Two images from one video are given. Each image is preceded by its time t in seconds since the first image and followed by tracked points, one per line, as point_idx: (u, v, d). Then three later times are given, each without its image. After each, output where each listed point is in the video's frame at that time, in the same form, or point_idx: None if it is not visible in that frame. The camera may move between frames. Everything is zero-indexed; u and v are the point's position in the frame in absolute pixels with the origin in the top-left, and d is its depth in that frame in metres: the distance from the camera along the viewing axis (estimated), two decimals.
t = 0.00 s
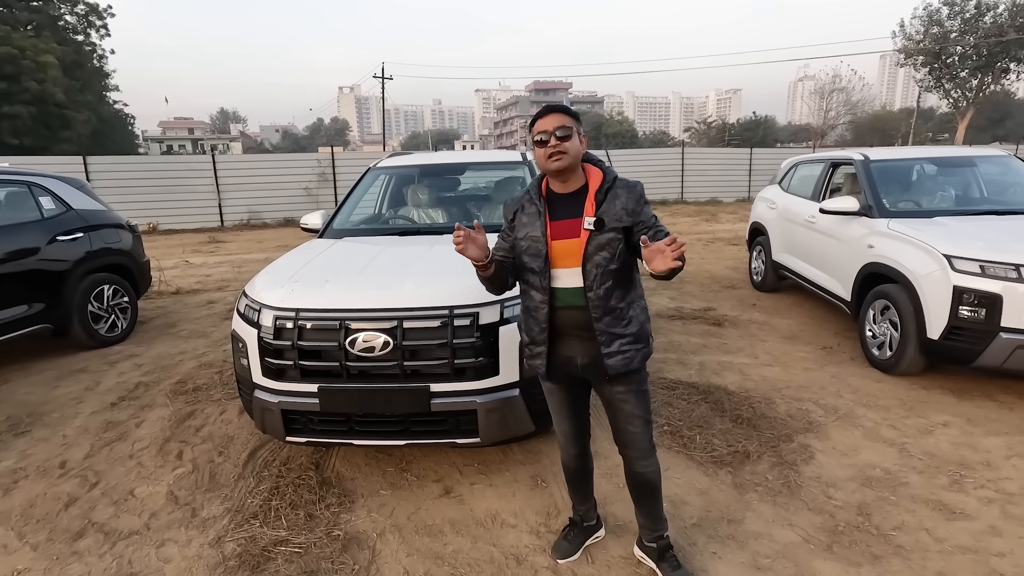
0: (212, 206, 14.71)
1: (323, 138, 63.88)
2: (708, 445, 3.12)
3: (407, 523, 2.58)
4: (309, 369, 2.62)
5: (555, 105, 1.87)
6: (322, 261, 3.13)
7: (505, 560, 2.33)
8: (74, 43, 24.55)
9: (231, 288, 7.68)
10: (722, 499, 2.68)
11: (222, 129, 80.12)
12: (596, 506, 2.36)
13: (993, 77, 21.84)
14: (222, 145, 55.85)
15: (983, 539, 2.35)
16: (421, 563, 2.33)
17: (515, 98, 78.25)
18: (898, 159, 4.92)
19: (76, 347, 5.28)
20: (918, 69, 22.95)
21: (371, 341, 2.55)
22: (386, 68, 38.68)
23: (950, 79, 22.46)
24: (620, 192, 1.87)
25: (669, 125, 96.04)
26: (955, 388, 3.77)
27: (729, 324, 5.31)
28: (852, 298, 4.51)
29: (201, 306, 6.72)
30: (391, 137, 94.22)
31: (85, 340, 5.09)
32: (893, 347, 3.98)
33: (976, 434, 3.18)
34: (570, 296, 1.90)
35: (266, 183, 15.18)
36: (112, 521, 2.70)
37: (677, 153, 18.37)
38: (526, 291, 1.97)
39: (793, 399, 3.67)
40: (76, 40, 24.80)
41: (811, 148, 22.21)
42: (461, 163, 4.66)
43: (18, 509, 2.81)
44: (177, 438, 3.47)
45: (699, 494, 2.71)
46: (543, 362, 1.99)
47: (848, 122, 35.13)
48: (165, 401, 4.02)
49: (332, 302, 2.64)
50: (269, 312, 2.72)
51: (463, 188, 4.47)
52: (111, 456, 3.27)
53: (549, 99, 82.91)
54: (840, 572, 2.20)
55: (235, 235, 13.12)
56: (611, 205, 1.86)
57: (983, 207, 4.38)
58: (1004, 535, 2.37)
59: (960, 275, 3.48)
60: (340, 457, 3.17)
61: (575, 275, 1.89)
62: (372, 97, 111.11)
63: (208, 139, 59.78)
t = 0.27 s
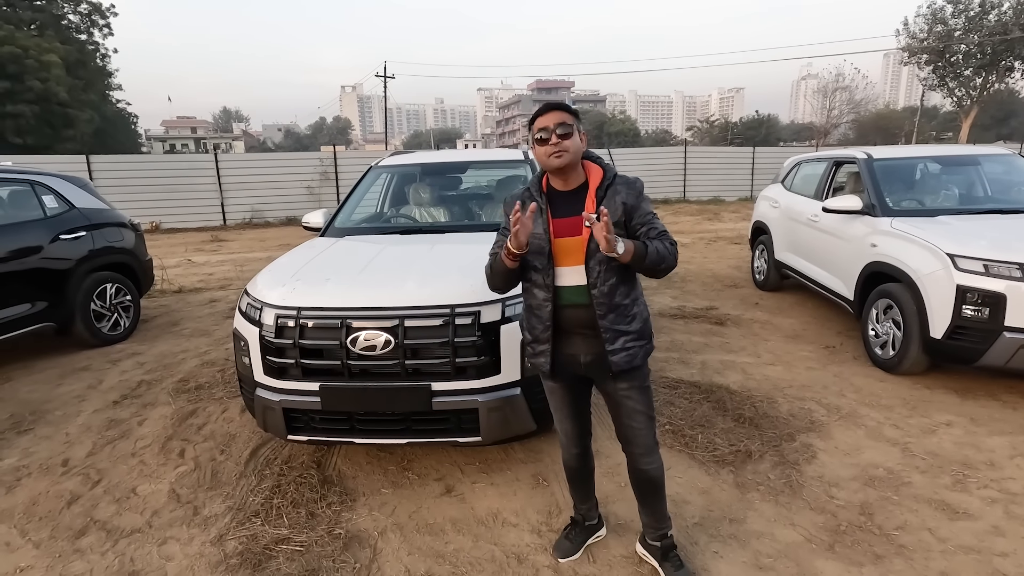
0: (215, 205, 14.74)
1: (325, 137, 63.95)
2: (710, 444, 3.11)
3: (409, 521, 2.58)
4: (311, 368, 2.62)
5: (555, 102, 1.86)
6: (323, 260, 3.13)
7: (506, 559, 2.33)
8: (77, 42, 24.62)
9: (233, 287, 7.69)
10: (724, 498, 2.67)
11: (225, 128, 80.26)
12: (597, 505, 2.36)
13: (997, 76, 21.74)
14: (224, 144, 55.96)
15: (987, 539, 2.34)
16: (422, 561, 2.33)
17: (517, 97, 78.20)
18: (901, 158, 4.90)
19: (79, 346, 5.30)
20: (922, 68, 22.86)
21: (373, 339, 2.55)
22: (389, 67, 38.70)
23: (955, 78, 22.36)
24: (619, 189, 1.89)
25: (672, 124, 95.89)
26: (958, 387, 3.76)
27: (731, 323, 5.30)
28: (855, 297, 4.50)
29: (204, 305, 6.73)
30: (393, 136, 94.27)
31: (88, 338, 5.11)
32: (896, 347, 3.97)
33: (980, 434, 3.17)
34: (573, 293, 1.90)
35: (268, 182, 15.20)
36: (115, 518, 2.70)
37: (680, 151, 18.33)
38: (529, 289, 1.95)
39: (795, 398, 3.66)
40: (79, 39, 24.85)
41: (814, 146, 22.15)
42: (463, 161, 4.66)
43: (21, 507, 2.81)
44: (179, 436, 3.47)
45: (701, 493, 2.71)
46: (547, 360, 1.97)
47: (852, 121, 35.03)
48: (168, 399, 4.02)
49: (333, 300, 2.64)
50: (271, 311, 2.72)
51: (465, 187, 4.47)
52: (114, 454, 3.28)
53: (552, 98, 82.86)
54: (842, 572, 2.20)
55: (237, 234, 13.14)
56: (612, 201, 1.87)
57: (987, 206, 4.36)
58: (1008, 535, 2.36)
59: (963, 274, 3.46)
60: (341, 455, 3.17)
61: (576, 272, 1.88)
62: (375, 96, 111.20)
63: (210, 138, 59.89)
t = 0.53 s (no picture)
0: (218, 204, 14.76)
1: (327, 137, 64.03)
2: (712, 444, 3.10)
3: (410, 521, 2.58)
4: (312, 367, 2.62)
5: (553, 108, 1.85)
6: (325, 259, 3.13)
7: (507, 559, 2.33)
8: (80, 42, 24.69)
9: (236, 285, 7.71)
10: (726, 498, 2.66)
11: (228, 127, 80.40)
12: (598, 504, 2.35)
13: (1002, 74, 21.65)
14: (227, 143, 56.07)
15: (990, 540, 2.33)
16: (423, 561, 2.33)
17: (519, 96, 78.17)
18: (905, 157, 4.88)
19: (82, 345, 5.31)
20: (926, 66, 22.77)
21: (374, 339, 2.55)
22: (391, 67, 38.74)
23: (959, 76, 22.27)
24: (618, 192, 1.87)
25: (674, 123, 95.74)
26: (961, 387, 3.74)
27: (733, 323, 5.29)
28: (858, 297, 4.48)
29: (206, 303, 6.74)
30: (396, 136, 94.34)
31: (91, 337, 5.12)
32: (899, 346, 3.95)
33: (983, 434, 3.16)
34: (572, 295, 1.89)
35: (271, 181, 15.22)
36: (116, 517, 2.71)
37: (682, 150, 18.30)
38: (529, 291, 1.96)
39: (797, 398, 3.65)
40: (82, 39, 24.92)
41: (817, 145, 22.09)
42: (465, 160, 4.65)
43: (24, 505, 2.82)
44: (181, 435, 3.48)
45: (703, 493, 2.70)
46: (547, 361, 1.97)
47: (855, 120, 34.92)
48: (170, 398, 4.03)
49: (335, 300, 2.64)
50: (272, 310, 2.73)
51: (467, 186, 4.47)
52: (116, 453, 3.29)
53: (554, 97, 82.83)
54: (845, 573, 2.19)
55: (240, 233, 13.16)
56: (610, 205, 1.86)
57: (991, 205, 4.34)
58: (1011, 536, 2.34)
59: (967, 274, 3.45)
60: (343, 454, 3.17)
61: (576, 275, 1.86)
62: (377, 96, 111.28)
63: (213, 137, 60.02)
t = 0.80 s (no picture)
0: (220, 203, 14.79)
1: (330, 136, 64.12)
2: (713, 443, 3.10)
3: (410, 519, 2.58)
4: (313, 365, 2.63)
5: (551, 107, 1.84)
6: (326, 258, 3.13)
7: (508, 558, 2.33)
8: (83, 41, 24.77)
9: (238, 284, 7.72)
10: (727, 497, 2.66)
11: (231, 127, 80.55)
12: (599, 503, 2.35)
13: (1006, 73, 21.56)
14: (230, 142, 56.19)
15: (992, 540, 2.32)
16: (424, 559, 2.33)
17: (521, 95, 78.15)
18: (907, 156, 4.87)
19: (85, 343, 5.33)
20: (929, 65, 22.69)
21: (375, 337, 2.55)
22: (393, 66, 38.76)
23: (963, 75, 22.19)
24: (616, 191, 1.87)
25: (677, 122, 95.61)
26: (964, 387, 3.73)
27: (735, 322, 5.28)
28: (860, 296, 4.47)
29: (208, 302, 6.76)
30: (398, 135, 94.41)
31: (94, 336, 5.13)
32: (901, 346, 3.94)
33: (985, 434, 3.15)
34: (570, 295, 1.89)
35: (273, 180, 15.24)
36: (118, 515, 2.71)
37: (685, 149, 18.27)
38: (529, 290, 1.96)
39: (799, 397, 3.64)
40: (85, 38, 24.98)
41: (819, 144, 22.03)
42: (466, 159, 4.65)
43: (26, 503, 2.83)
44: (183, 433, 3.48)
45: (704, 492, 2.70)
46: (545, 360, 1.97)
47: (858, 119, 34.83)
48: (172, 397, 4.04)
49: (336, 298, 2.64)
50: (273, 309, 2.73)
51: (468, 185, 4.47)
52: (118, 451, 3.30)
53: (556, 96, 82.80)
54: (846, 572, 2.18)
55: (242, 232, 13.18)
56: (608, 205, 1.85)
57: (994, 204, 4.33)
58: (1013, 536, 2.34)
59: (970, 273, 3.43)
60: (344, 453, 3.18)
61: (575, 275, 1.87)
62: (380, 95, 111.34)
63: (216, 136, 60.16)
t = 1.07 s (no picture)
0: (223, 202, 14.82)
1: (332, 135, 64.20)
2: (715, 443, 3.10)
3: (412, 518, 2.59)
4: (315, 364, 2.63)
5: (550, 107, 1.84)
6: (328, 257, 3.14)
7: (509, 556, 2.33)
8: (87, 41, 24.84)
9: (240, 283, 7.74)
10: (728, 497, 2.66)
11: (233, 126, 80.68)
12: (600, 503, 2.35)
13: (1010, 71, 21.49)
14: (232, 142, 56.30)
15: (994, 540, 2.32)
16: (425, 558, 2.34)
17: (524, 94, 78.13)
18: (910, 155, 4.85)
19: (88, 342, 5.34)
20: (933, 63, 22.62)
21: (377, 336, 2.55)
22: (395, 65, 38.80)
23: (967, 74, 22.12)
24: (617, 190, 1.86)
25: (679, 121, 95.49)
26: (966, 387, 3.73)
27: (737, 321, 5.28)
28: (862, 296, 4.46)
29: (211, 301, 6.77)
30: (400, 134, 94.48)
31: (97, 334, 5.15)
32: (904, 345, 3.93)
33: (988, 434, 3.14)
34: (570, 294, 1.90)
35: (276, 179, 15.26)
36: (121, 513, 2.72)
37: (687, 148, 18.25)
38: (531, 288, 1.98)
39: (801, 397, 3.64)
40: (88, 37, 25.04)
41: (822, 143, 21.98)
42: (468, 158, 4.65)
43: (30, 500, 2.84)
44: (185, 432, 3.49)
45: (705, 492, 2.69)
46: (546, 358, 1.98)
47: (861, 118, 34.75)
48: (175, 395, 4.05)
49: (338, 297, 2.65)
50: (275, 308, 2.73)
51: (470, 184, 4.47)
52: (121, 450, 3.31)
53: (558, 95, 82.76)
54: (847, 572, 2.18)
55: (245, 231, 13.21)
56: (608, 204, 1.85)
57: (997, 204, 4.32)
58: (1016, 536, 2.33)
59: (973, 272, 3.42)
60: (346, 452, 3.18)
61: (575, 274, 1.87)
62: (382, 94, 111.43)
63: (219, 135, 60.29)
